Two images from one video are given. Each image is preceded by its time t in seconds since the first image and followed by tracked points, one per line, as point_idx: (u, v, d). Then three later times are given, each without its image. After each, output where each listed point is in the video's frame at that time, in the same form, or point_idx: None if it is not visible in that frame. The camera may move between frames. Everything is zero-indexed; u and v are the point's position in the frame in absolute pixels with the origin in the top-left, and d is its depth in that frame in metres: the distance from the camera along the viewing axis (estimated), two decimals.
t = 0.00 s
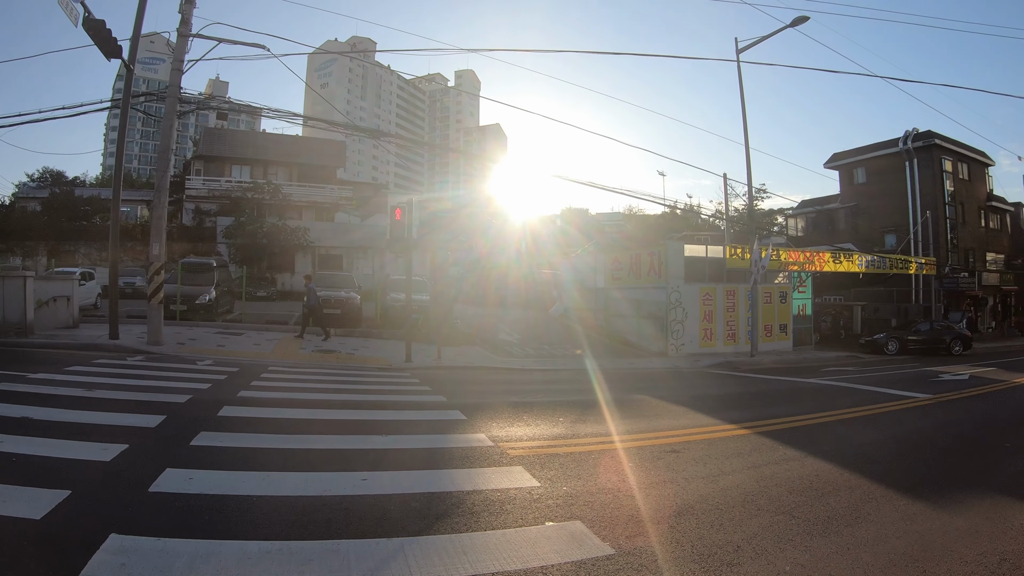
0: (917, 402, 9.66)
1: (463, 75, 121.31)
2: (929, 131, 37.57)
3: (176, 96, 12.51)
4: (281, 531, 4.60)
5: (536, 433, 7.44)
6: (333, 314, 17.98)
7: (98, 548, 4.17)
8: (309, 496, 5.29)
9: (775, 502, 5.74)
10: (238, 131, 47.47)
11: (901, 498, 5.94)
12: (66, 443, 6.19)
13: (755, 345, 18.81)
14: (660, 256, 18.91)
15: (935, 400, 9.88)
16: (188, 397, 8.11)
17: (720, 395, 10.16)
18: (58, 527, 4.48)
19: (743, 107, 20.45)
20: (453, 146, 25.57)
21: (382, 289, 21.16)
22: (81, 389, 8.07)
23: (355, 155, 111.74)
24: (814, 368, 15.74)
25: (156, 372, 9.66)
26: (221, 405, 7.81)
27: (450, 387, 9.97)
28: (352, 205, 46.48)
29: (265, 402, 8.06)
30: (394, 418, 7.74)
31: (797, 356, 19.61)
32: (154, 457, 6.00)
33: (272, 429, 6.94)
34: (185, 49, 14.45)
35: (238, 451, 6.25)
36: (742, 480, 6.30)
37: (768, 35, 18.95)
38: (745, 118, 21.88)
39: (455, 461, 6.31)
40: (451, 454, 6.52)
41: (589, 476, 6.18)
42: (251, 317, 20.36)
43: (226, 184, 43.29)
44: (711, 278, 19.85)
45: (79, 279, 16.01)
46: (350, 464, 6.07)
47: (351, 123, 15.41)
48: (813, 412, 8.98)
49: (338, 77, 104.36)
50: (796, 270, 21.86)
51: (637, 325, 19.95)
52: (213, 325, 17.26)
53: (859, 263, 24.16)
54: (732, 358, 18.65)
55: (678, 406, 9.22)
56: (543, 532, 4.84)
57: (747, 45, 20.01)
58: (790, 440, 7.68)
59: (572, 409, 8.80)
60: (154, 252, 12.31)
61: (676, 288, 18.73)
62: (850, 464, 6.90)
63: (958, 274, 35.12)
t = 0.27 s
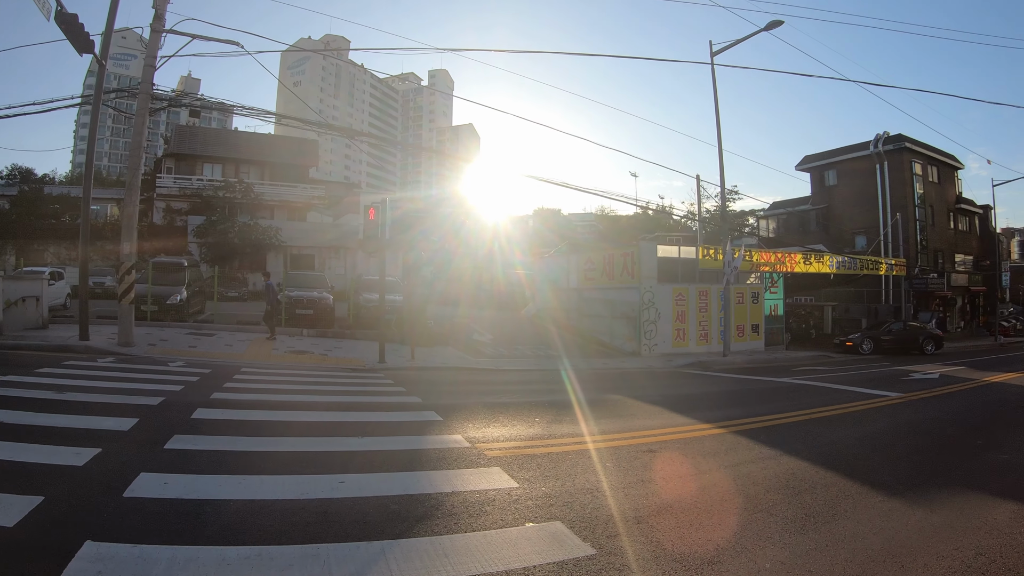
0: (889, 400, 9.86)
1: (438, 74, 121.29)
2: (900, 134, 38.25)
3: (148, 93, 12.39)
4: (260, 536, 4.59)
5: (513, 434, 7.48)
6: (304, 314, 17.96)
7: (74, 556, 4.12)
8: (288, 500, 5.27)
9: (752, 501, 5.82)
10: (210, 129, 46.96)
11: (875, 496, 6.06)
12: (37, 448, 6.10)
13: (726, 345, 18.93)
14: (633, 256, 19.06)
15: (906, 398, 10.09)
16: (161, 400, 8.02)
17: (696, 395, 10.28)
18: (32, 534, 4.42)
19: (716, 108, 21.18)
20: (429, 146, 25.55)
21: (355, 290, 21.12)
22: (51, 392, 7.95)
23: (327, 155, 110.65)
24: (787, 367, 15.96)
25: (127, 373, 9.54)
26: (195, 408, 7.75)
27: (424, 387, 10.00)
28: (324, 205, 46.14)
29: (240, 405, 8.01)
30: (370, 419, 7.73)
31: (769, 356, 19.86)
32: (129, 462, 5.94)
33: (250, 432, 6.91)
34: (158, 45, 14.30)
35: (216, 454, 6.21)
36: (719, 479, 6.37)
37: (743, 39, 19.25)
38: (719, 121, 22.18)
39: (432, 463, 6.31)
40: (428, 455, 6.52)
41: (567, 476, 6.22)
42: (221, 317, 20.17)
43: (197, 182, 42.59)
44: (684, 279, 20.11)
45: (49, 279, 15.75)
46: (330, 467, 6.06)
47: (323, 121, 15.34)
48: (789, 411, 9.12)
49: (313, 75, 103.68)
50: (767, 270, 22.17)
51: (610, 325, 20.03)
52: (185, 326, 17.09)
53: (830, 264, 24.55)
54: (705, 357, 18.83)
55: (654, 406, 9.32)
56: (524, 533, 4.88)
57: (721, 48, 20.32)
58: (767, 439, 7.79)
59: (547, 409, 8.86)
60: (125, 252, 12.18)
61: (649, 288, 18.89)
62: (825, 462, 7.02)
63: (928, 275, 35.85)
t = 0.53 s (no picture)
0: (872, 401, 9.97)
1: (422, 74, 121.28)
2: (883, 137, 38.60)
3: (132, 91, 12.30)
4: (245, 540, 4.58)
5: (498, 436, 7.49)
6: (287, 315, 17.65)
7: (56, 562, 4.09)
8: (272, 505, 5.26)
9: (737, 503, 5.87)
10: (194, 128, 46.60)
11: (859, 496, 6.13)
12: (17, 452, 6.03)
13: (711, 347, 18.85)
14: (618, 257, 19.12)
15: (889, 398, 10.21)
16: (143, 402, 7.96)
17: (681, 396, 10.34)
18: (14, 540, 4.39)
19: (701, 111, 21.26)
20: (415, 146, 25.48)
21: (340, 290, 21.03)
22: (32, 395, 7.86)
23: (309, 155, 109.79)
24: (772, 368, 16.08)
25: (109, 375, 9.46)
26: (178, 411, 7.69)
27: (405, 389, 9.98)
28: (308, 206, 45.96)
29: (223, 407, 7.96)
30: (352, 421, 7.72)
31: (751, 356, 20.02)
32: (111, 466, 5.89)
33: (234, 435, 6.87)
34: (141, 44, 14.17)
35: (200, 457, 6.18)
36: (705, 481, 6.41)
37: (728, 41, 19.43)
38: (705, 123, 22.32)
39: (416, 466, 6.31)
40: (411, 458, 6.52)
41: (552, 479, 6.23)
42: (204, 318, 20.04)
43: (180, 181, 42.24)
44: (668, 280, 20.24)
45: (29, 280, 15.56)
46: (313, 469, 6.06)
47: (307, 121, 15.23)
48: (774, 412, 9.18)
49: (297, 74, 103.31)
50: (751, 272, 22.29)
51: (594, 326, 20.04)
52: (168, 327, 16.96)
53: (813, 265, 24.76)
54: (690, 358, 18.94)
55: (638, 407, 9.36)
56: (510, 536, 4.91)
57: (706, 51, 20.45)
58: (752, 440, 7.85)
59: (532, 411, 8.88)
60: (107, 252, 12.09)
61: (633, 288, 18.94)
62: (809, 462, 7.09)
63: (910, 276, 36.30)
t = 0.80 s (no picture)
0: (862, 401, 10.03)
1: (416, 74, 121.50)
2: (874, 138, 38.73)
3: (122, 91, 12.24)
4: (233, 545, 4.57)
5: (488, 438, 7.49)
6: (277, 315, 17.80)
7: (40, 567, 4.07)
8: (260, 508, 5.25)
9: (727, 505, 5.89)
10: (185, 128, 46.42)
11: (849, 498, 6.16)
12: (3, 455, 5.99)
13: (703, 347, 18.93)
14: (610, 258, 19.15)
15: (878, 399, 10.28)
16: (132, 404, 7.93)
17: (672, 397, 10.38)
18: None
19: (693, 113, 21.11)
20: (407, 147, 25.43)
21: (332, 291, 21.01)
22: (19, 397, 7.81)
23: (300, 155, 109.31)
24: (763, 369, 16.16)
25: (97, 377, 9.41)
26: (167, 413, 7.65)
27: (392, 390, 9.96)
28: (301, 206, 45.91)
29: (212, 409, 7.94)
30: (341, 423, 7.72)
31: (742, 357, 20.11)
32: (98, 469, 5.86)
33: (224, 438, 6.84)
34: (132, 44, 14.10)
35: (189, 461, 6.15)
36: (695, 483, 6.43)
37: (720, 43, 19.50)
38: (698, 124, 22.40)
39: (406, 468, 6.29)
40: (400, 460, 6.52)
41: (542, 481, 6.23)
42: (194, 319, 19.98)
43: (171, 182, 42.12)
44: (660, 281, 20.28)
45: (18, 281, 15.45)
46: (303, 471, 6.06)
47: (296, 121, 15.11)
48: (765, 413, 9.22)
49: (290, 74, 102.99)
50: (742, 272, 22.32)
51: (585, 327, 20.04)
52: (158, 328, 16.89)
53: (804, 266, 24.90)
54: (681, 359, 18.99)
55: (628, 408, 9.39)
56: (499, 540, 4.91)
57: (697, 53, 20.50)
58: (742, 441, 7.88)
59: (522, 413, 8.89)
60: (97, 252, 12.04)
61: (625, 290, 18.96)
62: (800, 464, 7.11)
63: (900, 277, 36.56)
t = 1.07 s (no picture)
0: (869, 402, 9.97)
1: (422, 74, 121.95)
2: (881, 137, 38.58)
3: (128, 92, 12.25)
4: (237, 546, 4.56)
5: (494, 438, 7.47)
6: (284, 316, 17.74)
7: (42, 567, 4.07)
8: (265, 509, 5.24)
9: (733, 505, 5.87)
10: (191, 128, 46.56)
11: (856, 499, 6.12)
12: (8, 455, 5.99)
13: (710, 347, 18.90)
14: (616, 258, 19.09)
15: (885, 400, 10.22)
16: (137, 404, 7.94)
17: (678, 397, 10.33)
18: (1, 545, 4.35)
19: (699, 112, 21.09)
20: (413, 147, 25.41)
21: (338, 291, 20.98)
22: (25, 397, 7.82)
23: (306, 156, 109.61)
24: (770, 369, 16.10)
25: (104, 377, 9.42)
26: (172, 413, 7.65)
27: (399, 390, 9.92)
28: (308, 207, 46.08)
29: (218, 409, 7.94)
30: (347, 423, 7.72)
31: (746, 357, 20.03)
32: (102, 470, 5.85)
33: (230, 438, 6.83)
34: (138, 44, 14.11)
35: (193, 461, 6.14)
36: (701, 484, 6.39)
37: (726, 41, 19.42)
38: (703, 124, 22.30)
39: (412, 469, 6.27)
40: (405, 460, 6.50)
41: (548, 482, 6.21)
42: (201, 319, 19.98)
43: (178, 183, 42.39)
44: (666, 281, 20.23)
45: (24, 281, 15.49)
46: (308, 472, 6.05)
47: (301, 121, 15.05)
48: (770, 413, 9.17)
49: (296, 76, 103.20)
50: (749, 272, 22.35)
51: (592, 327, 19.97)
52: (165, 328, 16.92)
53: (811, 265, 24.80)
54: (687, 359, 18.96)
55: (634, 408, 9.35)
56: (504, 541, 4.89)
57: (704, 51, 20.40)
58: (748, 442, 7.83)
59: (529, 413, 8.85)
60: (103, 252, 12.06)
61: (632, 290, 18.90)
62: (806, 465, 7.07)
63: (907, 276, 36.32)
